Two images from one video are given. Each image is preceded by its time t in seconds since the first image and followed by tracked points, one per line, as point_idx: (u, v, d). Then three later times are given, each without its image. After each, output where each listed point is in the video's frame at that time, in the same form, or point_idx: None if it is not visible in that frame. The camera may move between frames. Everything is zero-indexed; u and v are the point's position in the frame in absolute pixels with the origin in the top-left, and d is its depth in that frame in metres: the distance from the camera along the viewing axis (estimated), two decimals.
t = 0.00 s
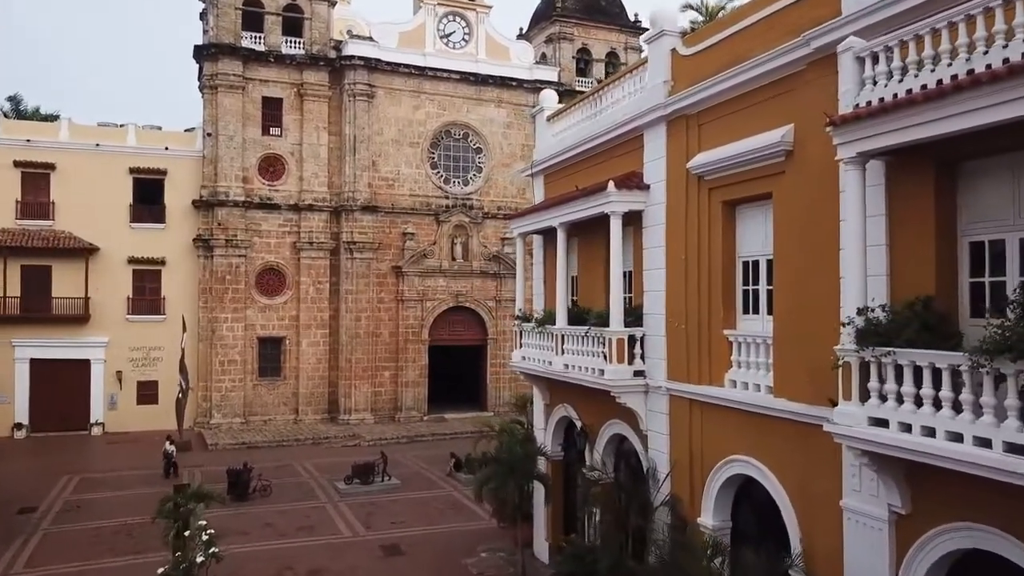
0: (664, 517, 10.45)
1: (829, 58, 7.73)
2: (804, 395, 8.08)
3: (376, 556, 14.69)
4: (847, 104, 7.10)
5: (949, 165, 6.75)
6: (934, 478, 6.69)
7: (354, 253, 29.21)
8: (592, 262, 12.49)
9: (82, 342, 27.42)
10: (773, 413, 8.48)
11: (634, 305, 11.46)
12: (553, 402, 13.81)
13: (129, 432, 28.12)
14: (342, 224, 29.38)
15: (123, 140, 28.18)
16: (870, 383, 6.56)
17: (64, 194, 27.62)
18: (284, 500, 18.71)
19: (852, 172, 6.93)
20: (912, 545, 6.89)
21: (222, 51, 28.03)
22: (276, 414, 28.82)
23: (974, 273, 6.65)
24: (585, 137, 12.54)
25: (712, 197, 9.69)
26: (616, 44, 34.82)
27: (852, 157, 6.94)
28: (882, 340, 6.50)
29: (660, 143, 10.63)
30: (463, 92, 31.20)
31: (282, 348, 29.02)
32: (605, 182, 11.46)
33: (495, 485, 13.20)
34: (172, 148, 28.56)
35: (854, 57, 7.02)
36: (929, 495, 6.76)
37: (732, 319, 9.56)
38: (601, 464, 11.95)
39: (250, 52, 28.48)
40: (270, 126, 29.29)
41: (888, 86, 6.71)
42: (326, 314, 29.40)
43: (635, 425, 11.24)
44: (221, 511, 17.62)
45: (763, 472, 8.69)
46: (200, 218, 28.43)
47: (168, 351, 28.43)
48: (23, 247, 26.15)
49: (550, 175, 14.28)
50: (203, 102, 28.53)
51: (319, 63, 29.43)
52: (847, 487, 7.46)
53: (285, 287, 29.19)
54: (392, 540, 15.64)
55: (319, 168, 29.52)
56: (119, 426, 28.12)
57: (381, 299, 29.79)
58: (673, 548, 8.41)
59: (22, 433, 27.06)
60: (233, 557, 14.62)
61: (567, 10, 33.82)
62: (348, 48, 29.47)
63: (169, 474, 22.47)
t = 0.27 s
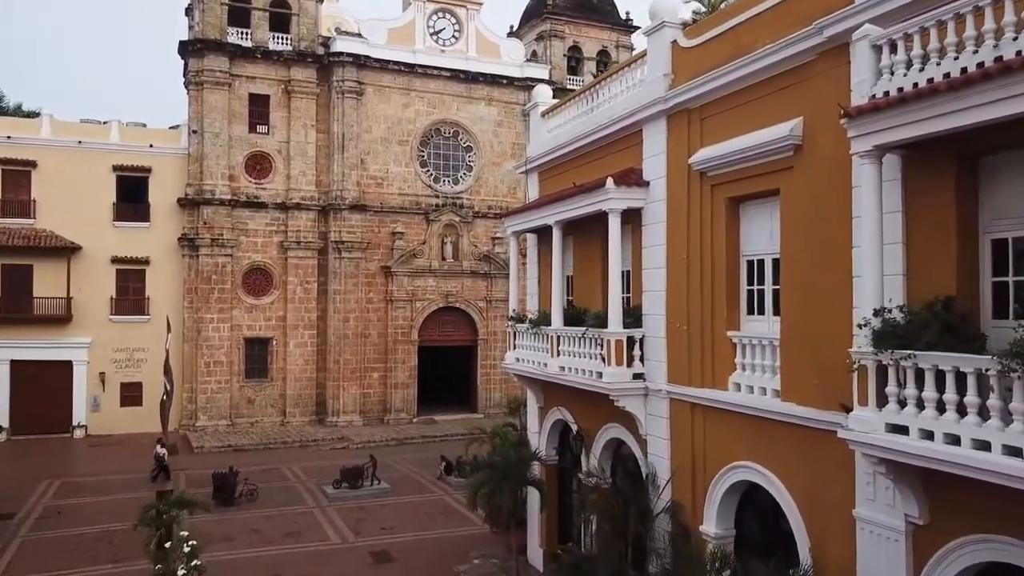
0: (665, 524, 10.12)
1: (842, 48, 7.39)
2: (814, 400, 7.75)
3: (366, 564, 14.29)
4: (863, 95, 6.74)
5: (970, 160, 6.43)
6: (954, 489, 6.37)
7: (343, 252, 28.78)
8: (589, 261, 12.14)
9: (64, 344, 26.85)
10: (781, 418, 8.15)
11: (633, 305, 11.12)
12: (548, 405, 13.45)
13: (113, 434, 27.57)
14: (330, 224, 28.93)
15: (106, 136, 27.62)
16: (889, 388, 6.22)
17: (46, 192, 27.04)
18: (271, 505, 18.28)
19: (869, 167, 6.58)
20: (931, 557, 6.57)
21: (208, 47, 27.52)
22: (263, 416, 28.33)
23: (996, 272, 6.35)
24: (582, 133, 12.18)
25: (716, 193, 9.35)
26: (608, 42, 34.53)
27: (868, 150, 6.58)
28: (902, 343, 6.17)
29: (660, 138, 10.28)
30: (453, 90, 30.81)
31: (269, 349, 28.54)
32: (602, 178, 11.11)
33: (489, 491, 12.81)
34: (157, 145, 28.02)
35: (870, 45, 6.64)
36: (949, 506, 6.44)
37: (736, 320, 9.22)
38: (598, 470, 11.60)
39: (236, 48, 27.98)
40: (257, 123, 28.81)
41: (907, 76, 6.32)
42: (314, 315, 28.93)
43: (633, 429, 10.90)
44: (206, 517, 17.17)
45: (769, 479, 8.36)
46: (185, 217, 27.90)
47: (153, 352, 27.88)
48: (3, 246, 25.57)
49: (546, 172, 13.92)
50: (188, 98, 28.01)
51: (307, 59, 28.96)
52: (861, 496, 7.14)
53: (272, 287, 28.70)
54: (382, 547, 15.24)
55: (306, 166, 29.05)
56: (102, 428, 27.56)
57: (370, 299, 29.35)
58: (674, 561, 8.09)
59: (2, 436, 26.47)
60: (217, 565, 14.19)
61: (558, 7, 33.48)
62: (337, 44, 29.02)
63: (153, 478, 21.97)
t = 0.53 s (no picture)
0: (671, 532, 9.76)
1: (862, 35, 7.05)
2: (830, 405, 7.40)
3: (360, 571, 13.90)
4: (887, 84, 6.40)
5: (1000, 153, 6.11)
6: (985, 500, 6.04)
7: (336, 252, 28.36)
8: (591, 260, 11.78)
9: (52, 344, 26.35)
10: (795, 424, 7.80)
11: (637, 306, 10.77)
12: (547, 409, 13.08)
13: (101, 437, 27.07)
14: (323, 223, 28.51)
15: (95, 134, 27.13)
16: (916, 393, 5.88)
17: (33, 190, 26.56)
18: (262, 510, 17.86)
19: (893, 160, 6.23)
20: (957, 572, 6.25)
21: (198, 43, 27.07)
22: (255, 418, 27.88)
23: None
24: (584, 128, 11.81)
25: (724, 190, 9.01)
26: (604, 40, 34.17)
27: (893, 143, 6.23)
28: (930, 345, 5.83)
29: (666, 133, 9.93)
30: (448, 87, 30.43)
31: (261, 351, 28.10)
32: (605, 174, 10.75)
33: (487, 498, 12.45)
34: (147, 143, 27.54)
35: (894, 31, 6.30)
36: (978, 518, 6.11)
37: (746, 321, 8.87)
38: (600, 476, 11.24)
39: (227, 44, 27.54)
40: (248, 121, 28.37)
41: (934, 64, 5.97)
42: (307, 315, 28.49)
43: (637, 434, 10.55)
44: (196, 523, 16.75)
45: (782, 488, 8.01)
46: (175, 216, 27.44)
47: (142, 353, 27.40)
48: None
49: (545, 169, 13.54)
50: (179, 95, 27.55)
51: (299, 56, 28.54)
52: (881, 506, 6.81)
53: (264, 287, 28.24)
54: (377, 553, 14.85)
55: (299, 164, 28.61)
56: (91, 431, 27.06)
57: (363, 300, 28.94)
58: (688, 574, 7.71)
59: None
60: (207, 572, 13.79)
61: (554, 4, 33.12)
62: (330, 41, 28.60)
63: (142, 482, 21.53)
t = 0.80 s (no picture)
0: (677, 541, 9.40)
1: (883, 22, 6.71)
2: (849, 410, 7.06)
3: None
4: (914, 72, 6.05)
5: None
6: (1018, 512, 5.70)
7: (329, 251, 27.95)
8: (594, 259, 11.42)
9: (40, 345, 25.87)
10: (811, 430, 7.46)
11: (642, 306, 10.42)
12: (547, 411, 12.72)
13: (90, 439, 26.60)
14: (316, 222, 28.10)
15: (85, 131, 26.66)
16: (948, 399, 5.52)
17: (21, 188, 26.08)
18: (254, 515, 17.46)
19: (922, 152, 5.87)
20: None
21: (190, 39, 26.63)
22: (247, 420, 27.45)
23: None
24: (587, 122, 11.44)
25: (734, 185, 8.66)
26: (601, 38, 33.82)
27: (922, 133, 5.86)
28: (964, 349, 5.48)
29: (673, 127, 9.59)
30: (443, 85, 30.05)
31: (253, 351, 27.67)
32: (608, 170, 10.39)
33: (485, 505, 12.11)
34: (137, 141, 27.08)
35: (923, 15, 5.96)
36: (1011, 530, 5.77)
37: (757, 322, 8.53)
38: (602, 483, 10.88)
39: (219, 40, 27.11)
40: (241, 118, 27.93)
41: (968, 49, 5.61)
42: (300, 316, 28.06)
43: (641, 439, 10.20)
44: (185, 528, 16.34)
45: (797, 497, 7.67)
46: (166, 215, 26.99)
47: (132, 354, 26.95)
48: None
49: (546, 165, 13.17)
50: (170, 92, 27.11)
51: (293, 53, 28.12)
52: (904, 516, 6.47)
53: (257, 287, 27.80)
54: (371, 560, 14.47)
55: (292, 162, 28.19)
56: (79, 433, 26.59)
57: (357, 300, 28.54)
58: None
59: None
60: None
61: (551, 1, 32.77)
62: (323, 37, 28.20)
63: (131, 486, 21.09)
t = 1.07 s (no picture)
0: (679, 549, 9.05)
1: (902, 8, 6.39)
2: (863, 415, 6.75)
3: None
4: (941, 59, 5.74)
5: None
6: None
7: (318, 250, 27.49)
8: (592, 258, 11.07)
9: (21, 346, 25.30)
10: (823, 436, 7.13)
11: (642, 306, 10.07)
12: (542, 414, 12.37)
13: (73, 441, 26.05)
14: (305, 220, 27.65)
15: (68, 127, 26.10)
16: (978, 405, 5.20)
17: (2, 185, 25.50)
18: (240, 520, 17.02)
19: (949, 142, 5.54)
20: None
21: (176, 33, 26.12)
22: (234, 422, 26.97)
23: None
24: (584, 116, 11.09)
25: (740, 180, 8.33)
26: (593, 36, 33.49)
27: (948, 122, 5.53)
28: (995, 351, 5.16)
29: (675, 120, 9.25)
30: (434, 82, 29.65)
31: (240, 352, 27.18)
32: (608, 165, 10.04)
33: (480, 512, 11.76)
34: (122, 137, 26.55)
35: None
36: None
37: (764, 323, 8.19)
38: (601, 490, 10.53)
39: (206, 35, 26.60)
40: (228, 115, 27.44)
41: (999, 31, 5.29)
42: (288, 316, 27.59)
43: (641, 444, 9.85)
44: (169, 535, 15.89)
45: (807, 505, 7.34)
46: (151, 213, 26.47)
47: (116, 355, 26.41)
48: None
49: (542, 161, 12.80)
50: (155, 88, 26.59)
51: (281, 48, 27.64)
52: (925, 527, 6.15)
53: (244, 286, 27.32)
54: (361, 567, 14.08)
55: (280, 160, 27.72)
56: (62, 435, 26.03)
57: (346, 300, 28.10)
58: None
59: None
60: None
61: None
62: (312, 33, 27.74)
63: (113, 490, 20.59)
